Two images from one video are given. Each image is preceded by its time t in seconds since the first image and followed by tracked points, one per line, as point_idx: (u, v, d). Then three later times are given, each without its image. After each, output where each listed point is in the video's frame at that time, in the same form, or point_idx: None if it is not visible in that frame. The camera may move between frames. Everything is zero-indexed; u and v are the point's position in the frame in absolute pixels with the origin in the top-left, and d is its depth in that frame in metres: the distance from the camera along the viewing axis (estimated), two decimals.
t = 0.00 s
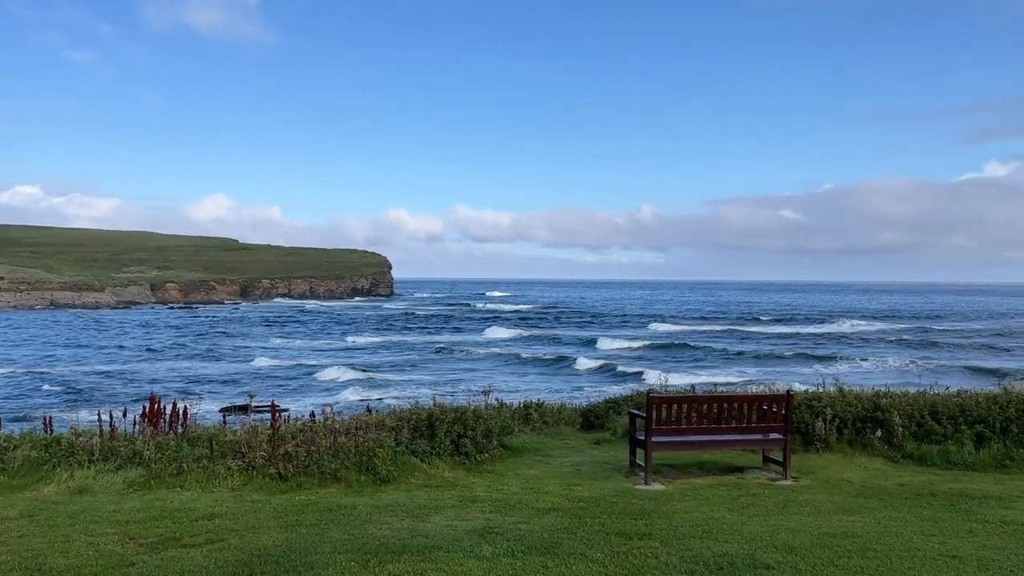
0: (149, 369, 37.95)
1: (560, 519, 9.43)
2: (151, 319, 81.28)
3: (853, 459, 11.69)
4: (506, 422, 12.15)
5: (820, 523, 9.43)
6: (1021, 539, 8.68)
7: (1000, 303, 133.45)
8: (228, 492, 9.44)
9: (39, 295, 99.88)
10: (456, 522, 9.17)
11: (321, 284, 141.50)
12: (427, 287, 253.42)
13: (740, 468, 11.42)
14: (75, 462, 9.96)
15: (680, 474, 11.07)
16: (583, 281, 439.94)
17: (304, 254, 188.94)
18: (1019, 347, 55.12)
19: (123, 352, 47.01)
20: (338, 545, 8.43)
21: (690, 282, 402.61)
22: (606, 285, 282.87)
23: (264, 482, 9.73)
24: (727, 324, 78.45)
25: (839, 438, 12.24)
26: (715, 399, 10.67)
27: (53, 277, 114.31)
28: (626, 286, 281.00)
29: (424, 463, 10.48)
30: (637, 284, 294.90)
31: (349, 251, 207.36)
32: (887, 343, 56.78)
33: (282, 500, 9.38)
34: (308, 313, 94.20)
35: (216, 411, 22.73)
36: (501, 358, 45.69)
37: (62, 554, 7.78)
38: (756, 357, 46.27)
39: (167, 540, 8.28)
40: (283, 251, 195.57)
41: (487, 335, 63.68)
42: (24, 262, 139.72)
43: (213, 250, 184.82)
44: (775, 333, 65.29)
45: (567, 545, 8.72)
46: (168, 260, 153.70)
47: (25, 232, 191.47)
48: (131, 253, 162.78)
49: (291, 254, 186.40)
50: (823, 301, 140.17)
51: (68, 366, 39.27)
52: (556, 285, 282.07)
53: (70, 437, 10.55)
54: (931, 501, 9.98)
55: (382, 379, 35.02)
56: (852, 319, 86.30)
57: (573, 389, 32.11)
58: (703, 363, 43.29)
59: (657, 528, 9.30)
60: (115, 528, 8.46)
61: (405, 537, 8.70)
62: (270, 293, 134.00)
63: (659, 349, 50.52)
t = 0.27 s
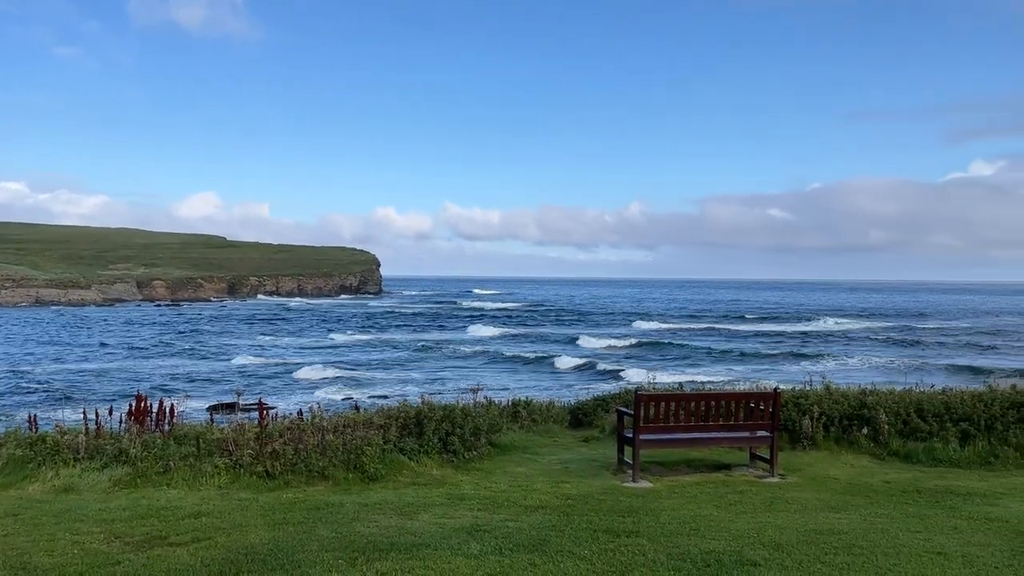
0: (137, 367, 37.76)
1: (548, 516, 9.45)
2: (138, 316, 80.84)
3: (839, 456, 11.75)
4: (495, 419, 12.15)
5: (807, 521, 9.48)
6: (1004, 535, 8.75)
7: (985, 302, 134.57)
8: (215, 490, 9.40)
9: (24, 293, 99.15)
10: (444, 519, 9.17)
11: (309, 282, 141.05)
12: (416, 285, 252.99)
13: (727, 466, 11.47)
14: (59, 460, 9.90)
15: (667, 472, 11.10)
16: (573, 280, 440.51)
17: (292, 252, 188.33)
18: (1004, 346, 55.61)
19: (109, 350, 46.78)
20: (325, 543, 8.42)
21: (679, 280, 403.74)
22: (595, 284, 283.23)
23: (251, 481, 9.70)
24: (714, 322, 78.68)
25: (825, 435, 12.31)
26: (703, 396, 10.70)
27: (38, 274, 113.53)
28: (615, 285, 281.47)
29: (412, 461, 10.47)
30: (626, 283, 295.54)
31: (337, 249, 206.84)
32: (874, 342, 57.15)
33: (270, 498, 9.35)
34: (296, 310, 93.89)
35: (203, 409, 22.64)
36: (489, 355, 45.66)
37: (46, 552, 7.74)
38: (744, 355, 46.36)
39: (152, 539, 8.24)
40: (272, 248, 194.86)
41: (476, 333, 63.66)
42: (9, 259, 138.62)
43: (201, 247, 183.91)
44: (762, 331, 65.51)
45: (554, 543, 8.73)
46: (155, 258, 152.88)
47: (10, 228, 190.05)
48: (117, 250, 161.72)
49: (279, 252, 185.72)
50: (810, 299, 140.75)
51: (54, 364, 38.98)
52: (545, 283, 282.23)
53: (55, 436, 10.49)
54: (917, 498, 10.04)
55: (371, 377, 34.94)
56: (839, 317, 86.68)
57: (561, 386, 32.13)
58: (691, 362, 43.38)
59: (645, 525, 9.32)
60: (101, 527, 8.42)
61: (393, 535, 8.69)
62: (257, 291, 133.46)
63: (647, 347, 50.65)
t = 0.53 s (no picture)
0: (125, 364, 37.57)
1: (535, 513, 9.46)
2: (125, 313, 80.36)
3: (826, 453, 11.81)
4: (484, 416, 12.14)
5: (794, 517, 9.52)
6: (989, 531, 8.81)
7: (971, 300, 135.54)
8: (202, 487, 9.37)
9: (10, 289, 98.46)
10: (432, 516, 9.17)
11: (298, 278, 140.62)
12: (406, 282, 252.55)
13: (715, 463, 11.51)
14: (45, 457, 9.83)
15: (656, 469, 11.13)
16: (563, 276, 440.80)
17: (280, 248, 187.66)
18: (990, 343, 56.00)
19: (96, 347, 46.49)
20: (313, 539, 8.40)
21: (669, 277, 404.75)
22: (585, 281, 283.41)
23: (238, 478, 9.67)
24: (703, 319, 78.89)
25: (812, 433, 12.36)
26: (691, 393, 10.74)
27: (24, 270, 112.76)
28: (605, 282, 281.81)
29: (400, 458, 10.47)
30: (616, 280, 295.92)
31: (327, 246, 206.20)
32: (861, 339, 57.47)
33: (257, 495, 9.32)
34: (285, 307, 93.53)
35: (190, 406, 22.54)
36: (479, 353, 45.63)
37: (31, 549, 7.70)
38: (732, 353, 46.54)
39: (138, 536, 8.20)
40: (261, 245, 194.10)
41: (465, 330, 63.61)
42: None
43: (189, 243, 183.04)
44: (751, 329, 65.72)
45: (542, 539, 8.75)
46: (143, 254, 152.08)
47: None
48: (105, 246, 160.79)
49: (268, 248, 185.03)
50: (798, 297, 141.30)
51: (40, 361, 38.71)
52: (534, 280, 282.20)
53: (39, 433, 10.41)
54: (902, 495, 10.11)
55: (361, 374, 34.86)
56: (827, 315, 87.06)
57: (550, 384, 32.17)
58: (679, 359, 43.48)
59: (633, 522, 9.35)
60: (86, 524, 8.38)
61: (380, 532, 8.68)
62: (246, 287, 132.96)
63: (636, 344, 50.76)
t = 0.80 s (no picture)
0: (113, 360, 37.40)
1: (524, 509, 9.47)
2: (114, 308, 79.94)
3: (814, 450, 11.86)
4: (473, 413, 12.14)
5: (781, 513, 9.57)
6: (974, 527, 8.88)
7: (958, 298, 136.28)
8: (189, 484, 9.34)
9: None
10: (421, 513, 9.16)
11: (287, 274, 140.17)
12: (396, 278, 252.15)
13: (703, 459, 11.54)
14: (30, 454, 9.77)
15: (644, 465, 11.16)
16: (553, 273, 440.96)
17: (270, 244, 186.95)
18: (977, 341, 56.35)
19: (84, 343, 46.24)
20: (301, 536, 8.39)
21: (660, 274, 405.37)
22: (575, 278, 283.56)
23: (226, 474, 9.64)
24: (693, 316, 79.09)
25: (800, 430, 12.41)
26: (679, 390, 10.76)
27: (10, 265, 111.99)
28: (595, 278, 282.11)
29: (389, 455, 10.45)
30: (606, 277, 296.28)
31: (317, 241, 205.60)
32: (849, 336, 57.75)
33: (245, 492, 9.30)
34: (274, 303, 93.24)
35: (177, 403, 22.44)
36: (469, 349, 45.61)
37: (16, 547, 7.66)
38: (721, 350, 46.69)
39: (125, 533, 8.17)
40: (250, 240, 193.37)
41: (455, 326, 63.57)
42: None
43: (177, 238, 182.15)
44: (740, 326, 65.92)
45: (531, 536, 8.76)
46: (131, 249, 151.25)
47: None
48: (92, 241, 159.83)
49: (258, 244, 184.37)
50: (787, 294, 141.84)
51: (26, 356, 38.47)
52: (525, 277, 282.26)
53: (24, 429, 10.34)
54: (889, 491, 10.18)
55: (351, 371, 34.78)
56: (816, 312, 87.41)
57: (540, 380, 32.18)
58: (669, 356, 43.59)
59: (621, 519, 9.37)
60: (72, 521, 8.33)
61: (368, 529, 8.68)
62: (235, 283, 132.46)
63: (626, 341, 50.85)
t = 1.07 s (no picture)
0: (101, 355, 37.20)
1: (513, 505, 9.48)
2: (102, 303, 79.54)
3: (802, 447, 11.92)
4: (463, 410, 12.13)
5: (770, 510, 9.61)
6: (960, 524, 8.95)
7: (946, 296, 137.02)
8: (177, 480, 9.31)
9: None
10: (410, 509, 9.17)
11: (276, 270, 139.69)
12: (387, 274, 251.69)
13: (692, 456, 11.58)
14: (17, 450, 9.72)
15: (634, 462, 11.18)
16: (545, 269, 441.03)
17: (260, 239, 186.31)
18: (964, 338, 56.73)
19: (72, 338, 45.99)
20: (290, 533, 8.38)
21: (652, 270, 405.90)
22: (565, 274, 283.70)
23: (214, 471, 9.62)
24: (683, 313, 79.31)
25: (788, 426, 12.47)
26: (669, 387, 10.78)
27: None
28: (585, 275, 282.42)
29: (379, 451, 10.45)
30: (596, 273, 296.63)
31: (307, 237, 204.95)
32: (838, 333, 58.06)
33: (233, 488, 9.29)
34: (264, 299, 92.99)
35: (165, 399, 22.35)
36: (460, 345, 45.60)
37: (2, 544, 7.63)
38: (711, 346, 46.85)
39: (113, 529, 8.15)
40: (239, 236, 192.64)
41: (446, 322, 63.54)
42: None
43: (166, 234, 181.21)
44: (729, 323, 66.12)
45: (520, 532, 8.78)
46: (119, 244, 150.40)
47: None
48: (80, 236, 158.78)
49: (247, 239, 183.69)
50: (776, 292, 142.37)
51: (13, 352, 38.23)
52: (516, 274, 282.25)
53: (10, 426, 10.28)
54: (876, 488, 10.24)
55: (340, 367, 34.71)
56: (805, 309, 87.79)
57: (530, 377, 32.21)
58: (659, 352, 43.69)
59: (610, 515, 9.40)
60: (59, 518, 8.30)
61: (357, 525, 8.68)
62: (224, 279, 131.94)
63: (616, 338, 50.96)
